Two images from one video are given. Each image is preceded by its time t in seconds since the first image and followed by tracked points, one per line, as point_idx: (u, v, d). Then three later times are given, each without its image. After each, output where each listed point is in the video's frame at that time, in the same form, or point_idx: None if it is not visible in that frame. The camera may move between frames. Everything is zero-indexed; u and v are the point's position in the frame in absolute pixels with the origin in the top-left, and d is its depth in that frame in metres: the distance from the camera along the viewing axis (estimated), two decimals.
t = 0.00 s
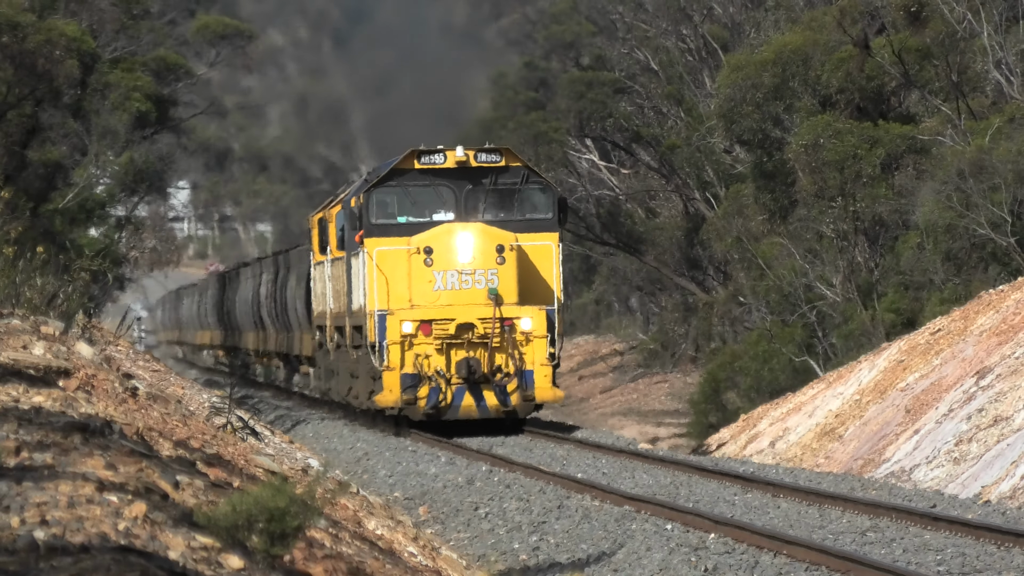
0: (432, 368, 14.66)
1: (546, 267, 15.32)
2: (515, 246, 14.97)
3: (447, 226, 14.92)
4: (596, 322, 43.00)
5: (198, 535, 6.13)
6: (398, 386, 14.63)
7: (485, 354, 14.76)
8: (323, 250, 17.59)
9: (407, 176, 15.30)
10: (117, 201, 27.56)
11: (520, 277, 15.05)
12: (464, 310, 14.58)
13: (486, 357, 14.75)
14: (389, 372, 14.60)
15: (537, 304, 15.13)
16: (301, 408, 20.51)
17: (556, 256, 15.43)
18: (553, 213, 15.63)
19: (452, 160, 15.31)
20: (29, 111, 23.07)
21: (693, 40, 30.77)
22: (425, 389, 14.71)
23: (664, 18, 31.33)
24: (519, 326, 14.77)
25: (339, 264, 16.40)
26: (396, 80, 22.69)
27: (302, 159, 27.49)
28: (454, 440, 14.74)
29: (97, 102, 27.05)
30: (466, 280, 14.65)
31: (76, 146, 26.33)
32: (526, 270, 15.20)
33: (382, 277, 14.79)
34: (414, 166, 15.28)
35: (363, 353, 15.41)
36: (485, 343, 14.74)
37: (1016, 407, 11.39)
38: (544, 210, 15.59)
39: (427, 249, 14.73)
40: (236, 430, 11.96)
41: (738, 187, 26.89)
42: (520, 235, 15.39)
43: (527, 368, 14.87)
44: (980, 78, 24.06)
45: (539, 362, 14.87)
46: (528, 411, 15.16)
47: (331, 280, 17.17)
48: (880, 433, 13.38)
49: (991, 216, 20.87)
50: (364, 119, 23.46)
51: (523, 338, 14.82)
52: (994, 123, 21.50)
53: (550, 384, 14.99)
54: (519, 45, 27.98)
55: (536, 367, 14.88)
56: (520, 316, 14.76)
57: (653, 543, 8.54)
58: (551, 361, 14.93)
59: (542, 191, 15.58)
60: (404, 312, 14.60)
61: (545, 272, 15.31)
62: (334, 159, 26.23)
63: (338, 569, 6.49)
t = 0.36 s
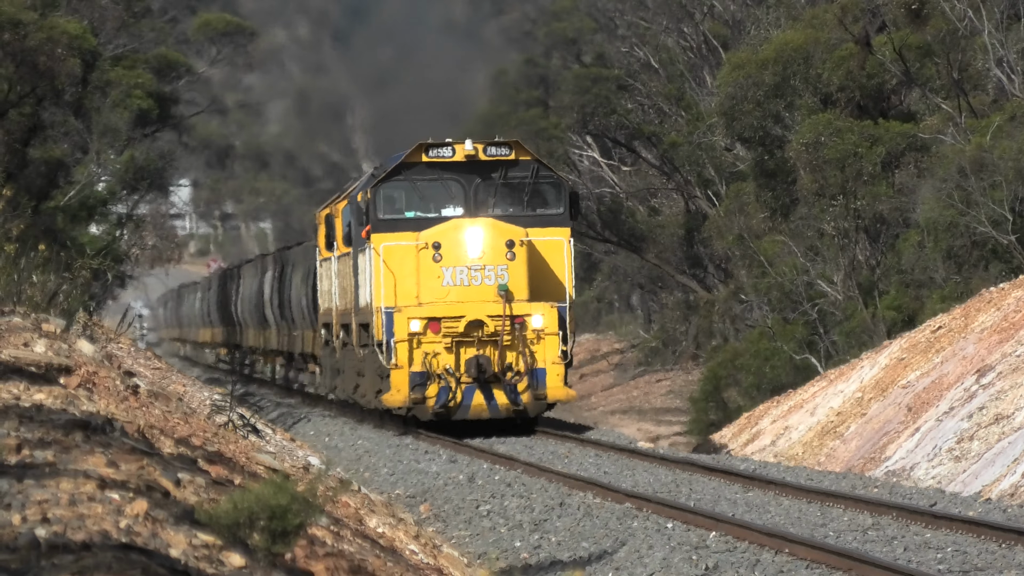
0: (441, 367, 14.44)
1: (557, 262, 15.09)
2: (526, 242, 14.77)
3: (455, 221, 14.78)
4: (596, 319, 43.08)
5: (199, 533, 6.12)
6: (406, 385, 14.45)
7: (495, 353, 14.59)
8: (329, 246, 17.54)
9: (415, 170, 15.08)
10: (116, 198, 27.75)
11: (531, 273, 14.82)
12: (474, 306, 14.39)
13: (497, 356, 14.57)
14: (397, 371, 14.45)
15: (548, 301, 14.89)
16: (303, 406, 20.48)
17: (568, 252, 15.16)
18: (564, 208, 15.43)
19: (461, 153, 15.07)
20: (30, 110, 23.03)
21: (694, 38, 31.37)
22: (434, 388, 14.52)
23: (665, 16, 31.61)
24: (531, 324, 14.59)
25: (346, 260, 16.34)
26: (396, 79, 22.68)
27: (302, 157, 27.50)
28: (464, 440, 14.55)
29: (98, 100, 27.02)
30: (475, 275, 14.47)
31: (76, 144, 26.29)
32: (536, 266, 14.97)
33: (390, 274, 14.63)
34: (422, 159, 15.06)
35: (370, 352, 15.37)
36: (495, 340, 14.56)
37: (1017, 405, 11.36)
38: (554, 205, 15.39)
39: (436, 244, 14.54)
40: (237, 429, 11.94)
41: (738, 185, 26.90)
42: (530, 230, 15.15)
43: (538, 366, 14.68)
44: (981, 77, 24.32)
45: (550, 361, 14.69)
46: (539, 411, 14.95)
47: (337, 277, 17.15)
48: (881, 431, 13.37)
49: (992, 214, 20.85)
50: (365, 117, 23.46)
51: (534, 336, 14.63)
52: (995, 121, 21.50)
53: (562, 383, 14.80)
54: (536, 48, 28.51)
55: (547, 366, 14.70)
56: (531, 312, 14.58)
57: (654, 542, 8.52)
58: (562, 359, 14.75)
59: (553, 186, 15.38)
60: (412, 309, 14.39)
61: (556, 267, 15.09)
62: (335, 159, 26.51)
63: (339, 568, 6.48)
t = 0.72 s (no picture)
0: (448, 366, 14.34)
1: (567, 259, 15.03)
2: (535, 239, 14.72)
3: (463, 217, 14.66)
4: (596, 318, 43.15)
5: (198, 531, 6.14)
6: (412, 385, 14.35)
7: (504, 351, 14.43)
8: (333, 243, 17.48)
9: (422, 164, 14.93)
10: (116, 197, 28.11)
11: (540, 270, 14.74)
12: (481, 304, 14.31)
13: (505, 354, 14.40)
14: (403, 370, 14.32)
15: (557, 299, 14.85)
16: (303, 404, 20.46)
17: (578, 248, 15.11)
18: (574, 203, 15.28)
19: (469, 148, 14.93)
20: (29, 109, 23.02)
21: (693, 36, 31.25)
22: (441, 388, 14.39)
23: (662, 14, 31.58)
24: (540, 322, 14.40)
25: (350, 256, 16.26)
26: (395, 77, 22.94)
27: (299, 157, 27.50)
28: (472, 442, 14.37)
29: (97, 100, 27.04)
30: (483, 273, 14.42)
31: (76, 143, 26.30)
32: (545, 262, 14.89)
33: (396, 271, 14.53)
34: (430, 154, 14.91)
35: (374, 350, 15.24)
36: (503, 340, 14.44)
37: (1016, 403, 11.34)
38: (565, 200, 15.24)
39: (443, 241, 14.47)
40: (236, 427, 11.94)
41: (738, 183, 26.90)
42: (540, 227, 15.02)
43: (547, 366, 14.49)
44: (980, 75, 24.27)
45: (559, 361, 14.48)
46: (548, 412, 14.79)
47: (341, 274, 17.08)
48: (880, 429, 13.36)
49: (991, 212, 20.84)
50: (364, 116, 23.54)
51: (543, 335, 14.45)
52: (994, 119, 21.48)
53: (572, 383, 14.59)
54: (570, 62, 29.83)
55: (556, 366, 14.50)
56: (540, 311, 14.40)
57: (652, 540, 8.53)
58: (572, 359, 14.55)
59: (563, 181, 15.21)
60: (419, 307, 14.30)
61: (565, 264, 15.05)
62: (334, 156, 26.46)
63: (338, 566, 6.48)
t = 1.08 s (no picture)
0: (455, 369, 13.91)
1: (577, 260, 14.53)
2: (545, 238, 14.20)
3: (471, 216, 14.20)
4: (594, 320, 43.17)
5: (196, 533, 6.14)
6: (419, 389, 13.92)
7: (512, 354, 13.95)
8: (337, 244, 17.34)
9: (429, 162, 14.56)
10: (115, 200, 28.00)
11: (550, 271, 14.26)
12: (489, 306, 13.83)
13: (514, 358, 13.91)
14: (410, 373, 13.92)
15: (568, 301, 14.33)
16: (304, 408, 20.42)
17: (589, 249, 14.61)
18: (584, 203, 14.73)
19: (476, 146, 14.48)
20: (28, 111, 23.00)
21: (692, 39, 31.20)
22: (448, 392, 13.97)
23: (662, 16, 31.35)
24: (549, 325, 13.94)
25: (354, 257, 16.14)
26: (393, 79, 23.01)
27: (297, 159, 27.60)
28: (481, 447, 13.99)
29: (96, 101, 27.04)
30: (491, 274, 13.90)
31: (75, 144, 26.31)
32: (554, 262, 14.42)
33: (403, 272, 14.19)
34: (436, 152, 14.53)
35: (379, 352, 15.07)
36: (512, 342, 13.95)
37: (1014, 405, 11.35)
38: (575, 200, 14.71)
39: (450, 241, 14.03)
40: (234, 429, 11.93)
41: (736, 185, 26.87)
42: (549, 226, 14.52)
43: (557, 370, 14.00)
44: (978, 77, 24.24)
45: (570, 363, 13.97)
46: (560, 417, 14.28)
47: (345, 275, 16.96)
48: (879, 431, 13.36)
49: (989, 215, 20.82)
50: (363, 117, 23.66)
51: (553, 337, 13.96)
52: (993, 121, 21.48)
53: (583, 387, 14.06)
54: (569, 63, 29.13)
55: (566, 369, 14.00)
56: (550, 312, 13.93)
57: (650, 542, 8.53)
58: (583, 362, 14.03)
59: (573, 180, 14.70)
60: (425, 309, 13.90)
61: (576, 265, 14.55)
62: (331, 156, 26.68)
63: (337, 568, 6.49)
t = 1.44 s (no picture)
0: (464, 370, 13.60)
1: (589, 258, 14.29)
2: (555, 236, 14.01)
3: (480, 214, 13.98)
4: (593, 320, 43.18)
5: (195, 533, 6.14)
6: (426, 390, 13.65)
7: (522, 355, 13.66)
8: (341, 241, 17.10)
9: (436, 158, 14.27)
10: (113, 199, 27.72)
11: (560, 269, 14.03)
12: (499, 305, 13.61)
13: (524, 358, 13.63)
14: (418, 374, 13.64)
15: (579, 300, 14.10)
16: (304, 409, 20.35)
17: (600, 247, 14.35)
18: (596, 199, 14.51)
19: (485, 140, 14.22)
20: (28, 110, 23.00)
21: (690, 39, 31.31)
22: (456, 393, 13.68)
23: (662, 16, 31.57)
24: (559, 324, 13.69)
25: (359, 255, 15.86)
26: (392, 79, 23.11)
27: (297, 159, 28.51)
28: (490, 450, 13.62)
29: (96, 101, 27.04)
30: (501, 271, 13.75)
31: (74, 144, 26.31)
32: (565, 261, 14.17)
33: (410, 270, 13.91)
34: (444, 147, 14.23)
35: (385, 353, 14.72)
36: (522, 342, 13.68)
37: (1014, 405, 11.34)
38: (586, 196, 14.48)
39: (459, 238, 13.83)
40: (234, 429, 11.93)
41: (735, 186, 26.87)
42: (560, 224, 14.29)
43: (568, 370, 13.74)
44: (978, 76, 24.21)
45: (581, 364, 13.72)
46: (570, 419, 13.99)
47: (350, 274, 16.72)
48: (878, 431, 13.35)
49: (988, 214, 20.78)
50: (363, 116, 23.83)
51: (563, 336, 13.70)
52: (992, 121, 21.45)
53: (594, 388, 13.81)
54: (567, 62, 28.55)
55: (577, 370, 13.75)
56: (560, 311, 13.69)
57: (649, 542, 8.54)
58: (594, 362, 13.78)
59: (583, 175, 14.48)
60: (433, 308, 13.63)
61: (588, 263, 14.31)
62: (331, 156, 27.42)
63: (335, 568, 6.48)
